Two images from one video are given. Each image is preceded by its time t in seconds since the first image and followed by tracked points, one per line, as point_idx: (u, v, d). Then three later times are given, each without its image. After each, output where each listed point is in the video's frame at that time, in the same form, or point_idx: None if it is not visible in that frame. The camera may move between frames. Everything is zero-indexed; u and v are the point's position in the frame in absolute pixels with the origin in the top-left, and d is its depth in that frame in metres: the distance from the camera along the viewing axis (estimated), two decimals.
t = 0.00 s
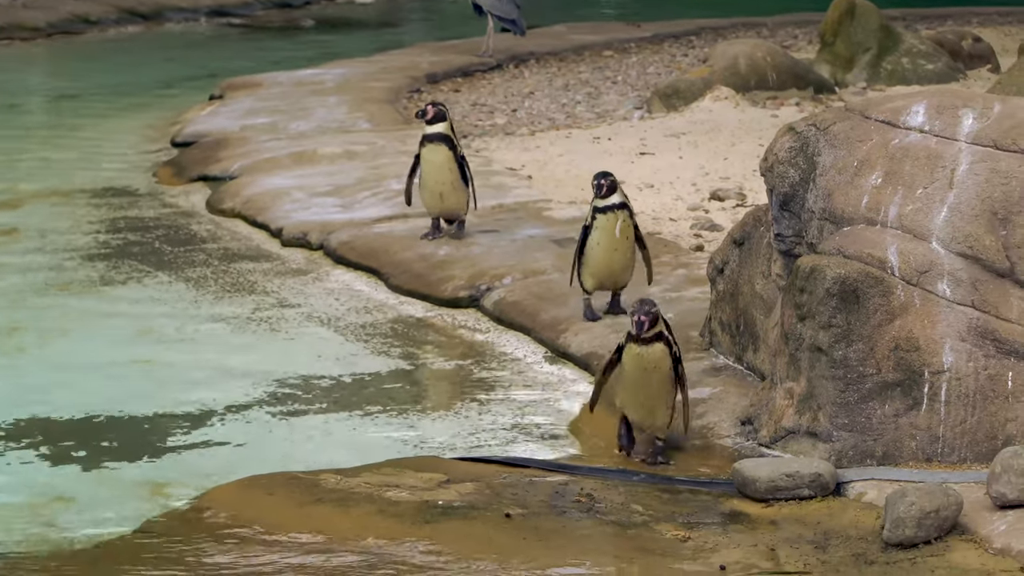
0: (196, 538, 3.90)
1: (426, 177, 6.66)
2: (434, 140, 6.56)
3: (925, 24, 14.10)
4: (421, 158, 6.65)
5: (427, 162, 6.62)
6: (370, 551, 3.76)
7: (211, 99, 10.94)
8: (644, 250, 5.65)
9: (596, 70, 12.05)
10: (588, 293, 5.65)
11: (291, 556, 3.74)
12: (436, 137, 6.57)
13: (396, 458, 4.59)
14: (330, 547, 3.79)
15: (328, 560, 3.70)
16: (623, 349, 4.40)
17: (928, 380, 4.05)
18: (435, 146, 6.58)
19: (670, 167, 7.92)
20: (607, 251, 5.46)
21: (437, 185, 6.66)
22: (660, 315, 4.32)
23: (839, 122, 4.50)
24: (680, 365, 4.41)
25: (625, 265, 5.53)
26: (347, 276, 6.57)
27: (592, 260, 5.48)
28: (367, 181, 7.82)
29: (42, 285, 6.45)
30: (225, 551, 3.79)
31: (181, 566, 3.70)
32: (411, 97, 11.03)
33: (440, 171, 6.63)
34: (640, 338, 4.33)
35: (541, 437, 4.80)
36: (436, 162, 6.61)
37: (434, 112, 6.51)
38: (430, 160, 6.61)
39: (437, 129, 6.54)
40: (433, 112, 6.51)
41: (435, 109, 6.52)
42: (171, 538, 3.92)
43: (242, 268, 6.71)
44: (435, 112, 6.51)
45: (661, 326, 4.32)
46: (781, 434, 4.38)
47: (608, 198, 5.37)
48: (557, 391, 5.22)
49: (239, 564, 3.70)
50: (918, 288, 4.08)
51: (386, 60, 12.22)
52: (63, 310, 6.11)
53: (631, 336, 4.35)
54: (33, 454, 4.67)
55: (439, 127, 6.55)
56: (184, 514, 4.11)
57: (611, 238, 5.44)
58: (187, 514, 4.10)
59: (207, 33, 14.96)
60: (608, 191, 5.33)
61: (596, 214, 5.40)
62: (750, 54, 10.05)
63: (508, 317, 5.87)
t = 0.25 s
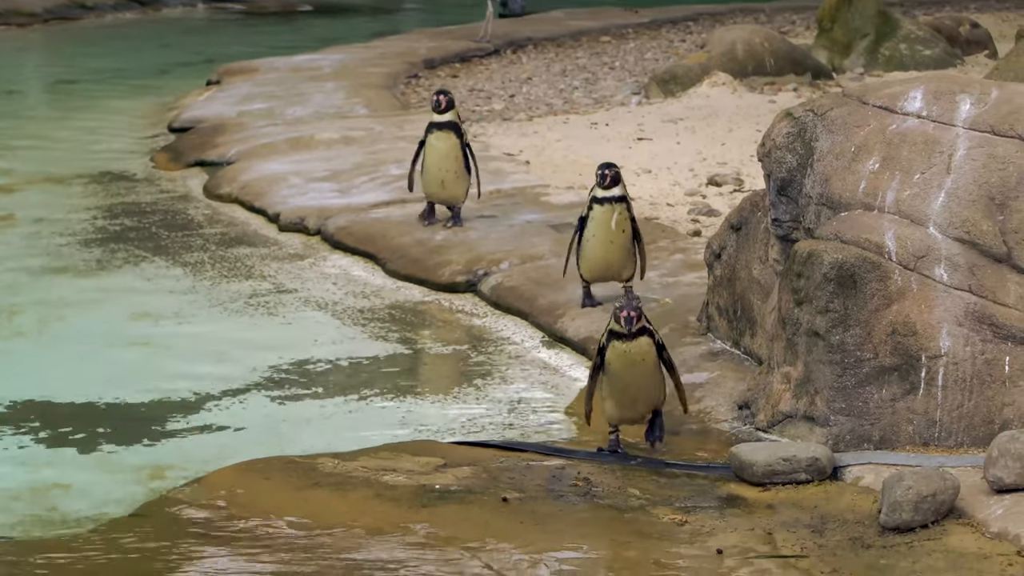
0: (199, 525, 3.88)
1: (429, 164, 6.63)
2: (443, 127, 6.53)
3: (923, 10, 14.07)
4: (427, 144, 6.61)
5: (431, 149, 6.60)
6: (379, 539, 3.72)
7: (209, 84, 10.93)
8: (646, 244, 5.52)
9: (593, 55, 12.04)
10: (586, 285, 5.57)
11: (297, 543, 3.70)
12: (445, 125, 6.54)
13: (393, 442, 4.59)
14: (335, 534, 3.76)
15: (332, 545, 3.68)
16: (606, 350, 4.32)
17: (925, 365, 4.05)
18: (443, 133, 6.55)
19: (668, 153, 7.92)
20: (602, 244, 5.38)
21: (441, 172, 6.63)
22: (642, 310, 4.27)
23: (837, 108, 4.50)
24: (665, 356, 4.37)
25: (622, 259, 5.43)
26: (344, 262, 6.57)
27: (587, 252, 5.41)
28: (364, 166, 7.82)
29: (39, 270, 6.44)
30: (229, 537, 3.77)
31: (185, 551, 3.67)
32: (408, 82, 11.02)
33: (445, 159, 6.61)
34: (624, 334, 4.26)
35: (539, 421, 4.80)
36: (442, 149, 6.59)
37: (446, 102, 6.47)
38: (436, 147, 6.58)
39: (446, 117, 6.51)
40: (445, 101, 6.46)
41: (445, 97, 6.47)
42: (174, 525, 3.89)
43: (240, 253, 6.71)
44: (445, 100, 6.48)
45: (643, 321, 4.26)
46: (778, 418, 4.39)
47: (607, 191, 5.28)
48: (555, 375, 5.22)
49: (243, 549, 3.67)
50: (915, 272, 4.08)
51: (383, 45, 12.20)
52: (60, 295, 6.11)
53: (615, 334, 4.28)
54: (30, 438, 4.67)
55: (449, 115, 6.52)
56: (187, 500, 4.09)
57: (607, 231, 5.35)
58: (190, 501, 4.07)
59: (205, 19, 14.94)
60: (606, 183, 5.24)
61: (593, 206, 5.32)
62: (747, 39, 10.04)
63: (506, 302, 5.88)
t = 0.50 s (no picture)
0: (198, 517, 3.76)
1: (419, 150, 6.62)
2: (431, 113, 6.57)
3: None
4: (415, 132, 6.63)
5: (419, 135, 6.62)
6: (383, 529, 3.63)
7: (201, 62, 10.89)
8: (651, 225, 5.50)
9: (586, 33, 12.00)
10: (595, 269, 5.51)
11: (302, 534, 3.61)
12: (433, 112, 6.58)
13: (384, 420, 4.59)
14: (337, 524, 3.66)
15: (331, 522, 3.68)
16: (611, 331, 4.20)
17: (918, 343, 4.05)
18: (431, 120, 6.59)
19: (660, 131, 7.90)
20: (611, 225, 5.34)
21: (431, 157, 6.61)
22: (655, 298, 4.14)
23: (829, 86, 4.49)
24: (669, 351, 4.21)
25: (630, 240, 5.39)
26: (336, 240, 6.56)
27: (596, 234, 5.36)
28: (356, 144, 7.79)
29: (31, 248, 6.42)
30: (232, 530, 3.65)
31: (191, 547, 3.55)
32: (400, 60, 10.98)
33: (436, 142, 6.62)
34: (631, 317, 4.13)
35: (531, 399, 4.80)
36: (431, 134, 6.61)
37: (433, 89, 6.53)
38: (424, 134, 6.61)
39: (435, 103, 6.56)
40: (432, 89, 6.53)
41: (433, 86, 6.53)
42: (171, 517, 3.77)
43: (232, 231, 6.69)
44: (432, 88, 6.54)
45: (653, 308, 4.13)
46: (770, 396, 4.39)
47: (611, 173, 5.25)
48: (548, 353, 5.22)
49: (252, 543, 3.56)
50: (907, 250, 4.07)
51: (376, 23, 12.16)
52: (52, 273, 6.09)
53: (622, 316, 4.15)
54: (22, 417, 4.66)
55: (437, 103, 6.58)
56: (179, 491, 3.98)
57: (614, 212, 5.32)
58: (182, 493, 3.96)
59: None
60: (612, 164, 5.21)
61: (600, 189, 5.29)
62: (740, 17, 10.01)
63: (498, 280, 5.87)
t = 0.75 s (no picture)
0: (201, 513, 3.64)
1: (425, 131, 6.56)
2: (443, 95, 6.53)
3: None
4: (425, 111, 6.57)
5: (430, 115, 6.56)
6: (395, 521, 3.55)
7: (195, 42, 10.85)
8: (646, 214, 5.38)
9: (581, 13, 11.97)
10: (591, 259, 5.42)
11: (315, 526, 3.53)
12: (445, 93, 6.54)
13: (379, 400, 4.59)
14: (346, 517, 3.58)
15: (334, 504, 3.68)
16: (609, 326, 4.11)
17: (913, 323, 4.05)
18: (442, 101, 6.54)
19: (655, 111, 7.89)
20: (600, 214, 5.25)
21: (437, 138, 6.55)
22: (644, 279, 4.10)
23: (824, 65, 4.49)
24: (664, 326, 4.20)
25: (622, 230, 5.30)
26: (332, 220, 6.55)
27: (585, 223, 5.28)
28: (351, 124, 7.78)
29: (26, 228, 6.41)
30: (242, 525, 3.55)
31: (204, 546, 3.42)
32: (395, 40, 10.95)
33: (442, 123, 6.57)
34: (629, 306, 4.07)
35: (526, 380, 4.80)
36: (441, 115, 6.56)
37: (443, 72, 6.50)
38: (435, 114, 6.55)
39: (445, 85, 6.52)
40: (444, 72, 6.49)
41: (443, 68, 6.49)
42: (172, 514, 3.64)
43: (227, 211, 6.68)
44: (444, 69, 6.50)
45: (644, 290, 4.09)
46: (765, 376, 4.39)
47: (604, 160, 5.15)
48: (543, 334, 5.22)
49: (266, 538, 3.46)
50: (903, 231, 4.07)
51: (370, 3, 12.12)
52: (47, 253, 6.08)
53: (620, 307, 4.07)
54: (17, 397, 4.66)
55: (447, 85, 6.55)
56: (169, 489, 3.84)
57: (603, 201, 5.23)
58: (171, 490, 3.83)
59: None
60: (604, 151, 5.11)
61: (589, 176, 5.20)
62: None
63: (493, 261, 5.86)
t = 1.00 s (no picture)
0: (200, 504, 3.59)
1: (421, 119, 6.49)
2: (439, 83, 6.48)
3: None
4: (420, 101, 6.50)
5: (425, 104, 6.49)
6: (399, 518, 3.47)
7: (193, 26, 10.83)
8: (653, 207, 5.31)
9: None
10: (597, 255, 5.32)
11: (314, 509, 3.54)
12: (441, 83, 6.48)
13: (377, 384, 4.60)
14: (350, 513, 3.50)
15: (333, 487, 3.69)
16: (616, 309, 4.05)
17: (911, 306, 4.05)
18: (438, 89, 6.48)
19: (653, 94, 7.88)
20: (611, 207, 5.17)
21: (433, 127, 6.48)
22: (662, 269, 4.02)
23: (822, 48, 4.48)
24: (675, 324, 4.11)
25: (632, 224, 5.22)
26: (330, 204, 6.55)
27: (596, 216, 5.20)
28: (349, 108, 7.76)
29: (24, 212, 6.41)
30: (244, 523, 3.45)
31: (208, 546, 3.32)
32: (392, 24, 10.93)
33: (439, 111, 6.51)
34: (639, 295, 4.00)
35: (525, 363, 4.80)
36: (436, 104, 6.49)
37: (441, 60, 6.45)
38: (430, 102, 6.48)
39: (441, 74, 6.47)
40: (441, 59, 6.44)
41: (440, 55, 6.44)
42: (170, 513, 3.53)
43: (225, 195, 6.68)
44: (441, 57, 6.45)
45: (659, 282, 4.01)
46: (763, 359, 4.40)
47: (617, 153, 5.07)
48: (540, 317, 5.22)
49: (266, 520, 3.48)
50: (900, 214, 4.07)
51: None
52: (45, 237, 6.08)
53: (630, 294, 4.01)
54: (16, 381, 4.67)
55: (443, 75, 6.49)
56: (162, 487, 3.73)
57: (614, 193, 5.15)
58: (167, 488, 3.73)
59: None
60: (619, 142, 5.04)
61: (600, 168, 5.13)
62: None
63: (491, 245, 5.86)
